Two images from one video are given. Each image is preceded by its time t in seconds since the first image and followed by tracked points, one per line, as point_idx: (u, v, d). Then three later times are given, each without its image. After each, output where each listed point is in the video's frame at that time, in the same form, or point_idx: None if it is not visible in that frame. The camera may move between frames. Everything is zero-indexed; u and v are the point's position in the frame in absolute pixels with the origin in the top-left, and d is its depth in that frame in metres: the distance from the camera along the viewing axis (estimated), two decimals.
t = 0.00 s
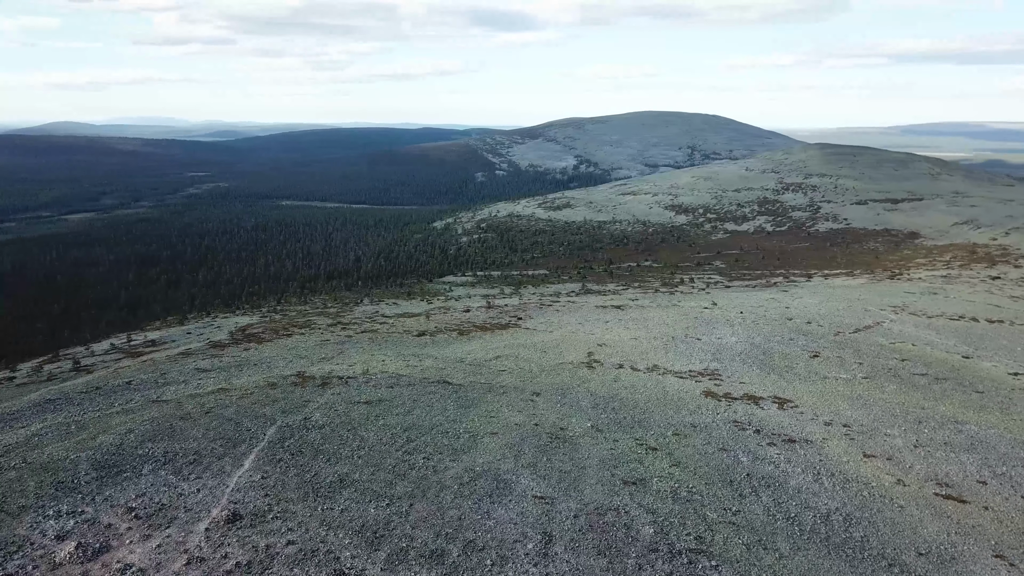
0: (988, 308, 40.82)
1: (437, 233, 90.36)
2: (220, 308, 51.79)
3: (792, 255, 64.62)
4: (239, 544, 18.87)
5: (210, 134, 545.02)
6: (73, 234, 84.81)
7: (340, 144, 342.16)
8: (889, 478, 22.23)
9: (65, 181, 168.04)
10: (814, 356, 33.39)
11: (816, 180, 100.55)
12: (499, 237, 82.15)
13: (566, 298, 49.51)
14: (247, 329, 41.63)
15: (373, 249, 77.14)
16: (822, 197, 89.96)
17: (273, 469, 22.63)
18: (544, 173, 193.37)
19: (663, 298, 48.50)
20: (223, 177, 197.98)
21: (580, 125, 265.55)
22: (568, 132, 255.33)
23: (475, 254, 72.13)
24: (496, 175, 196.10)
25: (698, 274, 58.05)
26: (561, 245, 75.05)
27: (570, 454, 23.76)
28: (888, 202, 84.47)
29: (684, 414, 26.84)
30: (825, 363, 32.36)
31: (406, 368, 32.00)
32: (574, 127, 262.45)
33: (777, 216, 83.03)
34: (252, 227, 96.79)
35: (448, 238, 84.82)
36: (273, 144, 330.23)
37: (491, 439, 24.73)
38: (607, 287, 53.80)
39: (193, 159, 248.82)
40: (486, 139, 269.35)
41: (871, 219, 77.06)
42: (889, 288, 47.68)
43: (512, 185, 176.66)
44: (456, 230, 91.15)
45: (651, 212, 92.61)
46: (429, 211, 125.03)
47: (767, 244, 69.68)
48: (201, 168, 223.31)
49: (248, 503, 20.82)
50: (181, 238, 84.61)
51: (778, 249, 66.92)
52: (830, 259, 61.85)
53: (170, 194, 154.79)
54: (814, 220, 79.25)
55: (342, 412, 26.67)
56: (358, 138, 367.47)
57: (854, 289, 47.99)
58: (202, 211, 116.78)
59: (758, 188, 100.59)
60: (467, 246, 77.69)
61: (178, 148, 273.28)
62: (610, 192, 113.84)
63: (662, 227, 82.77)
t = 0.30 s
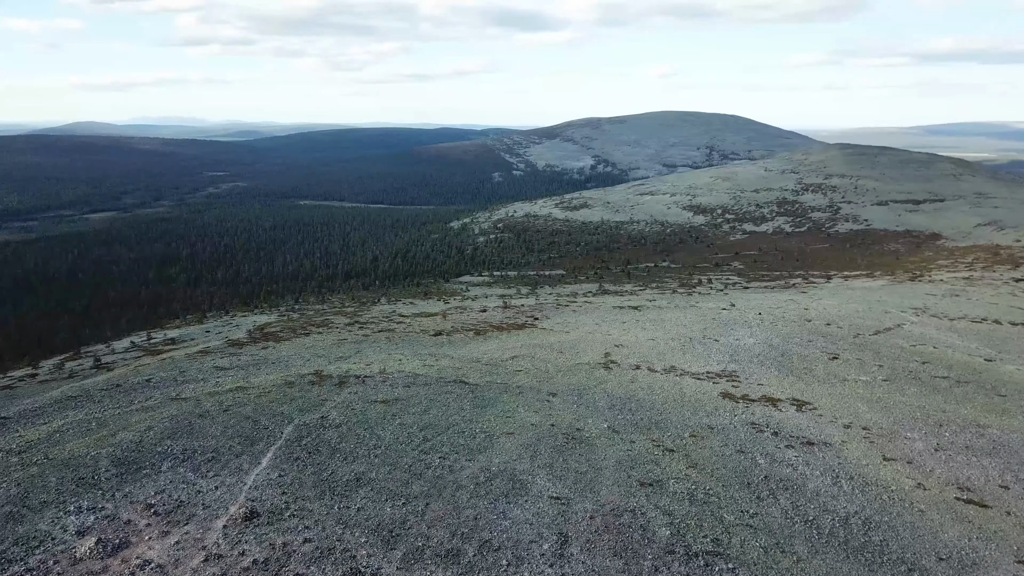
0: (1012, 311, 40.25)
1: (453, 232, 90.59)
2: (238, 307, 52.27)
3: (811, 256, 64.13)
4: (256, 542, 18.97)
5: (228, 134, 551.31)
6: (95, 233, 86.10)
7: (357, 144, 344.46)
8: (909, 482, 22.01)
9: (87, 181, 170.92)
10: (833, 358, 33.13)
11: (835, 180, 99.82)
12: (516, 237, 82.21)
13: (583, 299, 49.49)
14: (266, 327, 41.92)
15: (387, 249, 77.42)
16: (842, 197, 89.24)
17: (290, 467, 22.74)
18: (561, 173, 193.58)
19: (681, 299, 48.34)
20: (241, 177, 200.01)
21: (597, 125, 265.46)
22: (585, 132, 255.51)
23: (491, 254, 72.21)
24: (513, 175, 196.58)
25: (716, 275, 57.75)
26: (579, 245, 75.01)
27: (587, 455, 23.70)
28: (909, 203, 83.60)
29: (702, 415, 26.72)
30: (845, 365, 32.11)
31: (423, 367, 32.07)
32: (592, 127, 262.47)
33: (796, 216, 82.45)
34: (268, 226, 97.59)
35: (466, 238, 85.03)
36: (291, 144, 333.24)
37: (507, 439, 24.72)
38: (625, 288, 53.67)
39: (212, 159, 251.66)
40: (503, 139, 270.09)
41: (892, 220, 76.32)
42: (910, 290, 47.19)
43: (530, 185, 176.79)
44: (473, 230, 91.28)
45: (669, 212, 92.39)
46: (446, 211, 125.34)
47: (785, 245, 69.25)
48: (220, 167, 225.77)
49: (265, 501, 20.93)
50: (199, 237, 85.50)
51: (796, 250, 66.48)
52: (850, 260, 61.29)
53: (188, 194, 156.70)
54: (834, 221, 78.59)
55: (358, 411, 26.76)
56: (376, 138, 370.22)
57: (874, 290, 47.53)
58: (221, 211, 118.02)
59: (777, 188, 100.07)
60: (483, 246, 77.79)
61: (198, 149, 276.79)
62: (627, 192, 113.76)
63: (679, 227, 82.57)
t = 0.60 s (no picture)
0: None
1: (468, 232, 90.74)
2: (257, 306, 52.67)
3: (829, 257, 63.64)
4: (272, 540, 19.06)
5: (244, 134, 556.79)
6: (114, 231, 87.30)
7: (373, 144, 346.80)
8: (929, 486, 21.77)
9: (108, 181, 173.53)
10: (852, 360, 32.86)
11: (854, 181, 99.04)
12: (532, 237, 82.28)
13: (599, 299, 49.40)
14: (282, 326, 42.17)
15: (401, 249, 77.61)
16: (862, 198, 88.52)
17: (306, 466, 22.84)
18: (578, 173, 193.86)
19: (699, 300, 48.15)
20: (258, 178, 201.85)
21: (614, 125, 265.33)
22: (602, 132, 255.56)
23: (507, 254, 72.25)
24: (530, 175, 197.15)
25: (733, 276, 57.48)
26: (596, 245, 74.92)
27: (602, 456, 23.64)
28: (929, 204, 82.77)
29: (718, 417, 26.59)
30: (863, 367, 31.85)
31: (439, 367, 32.12)
32: (609, 127, 262.42)
33: (815, 217, 81.85)
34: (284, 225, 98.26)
35: (482, 238, 85.18)
36: (308, 145, 335.97)
37: (522, 440, 24.72)
38: (641, 288, 53.53)
39: (230, 159, 254.28)
40: (520, 139, 270.75)
41: (912, 221, 75.54)
42: (931, 292, 46.67)
43: (547, 185, 176.86)
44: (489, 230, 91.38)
45: (686, 212, 92.13)
46: (463, 211, 125.61)
47: (802, 246, 68.85)
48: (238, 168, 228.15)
49: (282, 499, 21.04)
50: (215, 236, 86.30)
51: (813, 252, 65.99)
52: (868, 261, 60.81)
53: (207, 194, 158.53)
54: (853, 222, 77.95)
55: (374, 410, 26.88)
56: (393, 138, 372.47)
57: (893, 292, 47.08)
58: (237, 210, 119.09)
59: (795, 189, 99.48)
60: (499, 246, 77.85)
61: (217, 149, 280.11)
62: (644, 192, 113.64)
63: (697, 228, 82.32)
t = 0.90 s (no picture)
0: None
1: (484, 232, 90.88)
2: (275, 304, 52.98)
3: (848, 258, 63.13)
4: (288, 538, 19.15)
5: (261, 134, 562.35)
6: (132, 231, 88.46)
7: (390, 144, 349.29)
8: (949, 490, 21.54)
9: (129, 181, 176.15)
10: (871, 362, 32.60)
11: (873, 182, 98.16)
12: (548, 237, 82.28)
13: (615, 299, 49.31)
14: (299, 325, 42.40)
15: (414, 249, 77.82)
16: (882, 199, 87.73)
17: (322, 464, 22.94)
18: (595, 172, 194.09)
19: (716, 300, 47.96)
20: (275, 179, 203.62)
21: (631, 125, 265.18)
22: (618, 131, 255.57)
23: (523, 254, 72.26)
24: (547, 175, 197.71)
25: (751, 277, 57.22)
26: (613, 245, 74.81)
27: (618, 458, 23.58)
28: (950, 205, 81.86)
29: (735, 419, 26.44)
30: (882, 369, 31.57)
31: (455, 367, 32.16)
32: (626, 127, 262.33)
33: (834, 218, 81.20)
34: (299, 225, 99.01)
35: (499, 238, 85.31)
36: (325, 146, 338.42)
37: (538, 440, 24.70)
38: (658, 289, 53.40)
39: (248, 159, 256.80)
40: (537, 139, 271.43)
41: (933, 222, 74.71)
42: (953, 294, 46.14)
43: (566, 185, 177.63)
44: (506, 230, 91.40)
45: (703, 213, 91.85)
46: (480, 211, 125.86)
47: (820, 247, 68.38)
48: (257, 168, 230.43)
49: (298, 497, 21.13)
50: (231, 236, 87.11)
51: (832, 253, 65.48)
52: (886, 263, 60.29)
53: (226, 194, 160.47)
54: (873, 223, 77.28)
55: (390, 409, 26.96)
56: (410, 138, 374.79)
57: (914, 294, 46.60)
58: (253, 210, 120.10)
59: (813, 189, 98.83)
60: (516, 246, 77.87)
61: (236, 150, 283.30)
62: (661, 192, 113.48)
63: (714, 228, 82.04)
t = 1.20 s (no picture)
0: None
1: (501, 232, 90.99)
2: (294, 304, 53.26)
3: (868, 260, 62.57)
4: (306, 536, 19.25)
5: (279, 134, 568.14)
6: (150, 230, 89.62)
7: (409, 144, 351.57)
8: (970, 495, 21.27)
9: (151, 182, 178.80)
10: (891, 364, 32.33)
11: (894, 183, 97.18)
12: (566, 237, 82.29)
13: (631, 300, 49.21)
14: (317, 324, 42.66)
15: (427, 249, 77.97)
16: (904, 200, 86.88)
17: (339, 463, 23.03)
18: (613, 173, 194.35)
19: (734, 302, 47.73)
20: (293, 179, 205.64)
21: (648, 125, 265.01)
22: (636, 132, 255.46)
23: (541, 255, 72.22)
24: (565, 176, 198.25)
25: (770, 278, 56.93)
26: (631, 246, 74.68)
27: (635, 459, 23.52)
28: (973, 206, 80.84)
29: (753, 421, 26.30)
30: (902, 372, 31.31)
31: (471, 367, 32.19)
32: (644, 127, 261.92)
33: (854, 219, 80.50)
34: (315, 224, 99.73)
35: (516, 238, 85.39)
36: (343, 146, 340.97)
37: (554, 441, 24.66)
38: (675, 290, 53.24)
39: (266, 159, 259.34)
40: (554, 139, 272.03)
41: (956, 224, 73.77)
42: (977, 296, 45.54)
43: (583, 186, 177.11)
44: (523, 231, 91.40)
45: (722, 213, 91.50)
46: (499, 211, 126.11)
47: (840, 248, 67.87)
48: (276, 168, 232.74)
49: (315, 495, 21.24)
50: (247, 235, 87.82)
51: (852, 254, 64.90)
52: (907, 264, 59.72)
53: (245, 194, 162.31)
54: (893, 224, 76.55)
55: (407, 408, 27.06)
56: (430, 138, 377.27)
57: (935, 296, 46.06)
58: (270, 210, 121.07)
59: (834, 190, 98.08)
60: (533, 246, 77.87)
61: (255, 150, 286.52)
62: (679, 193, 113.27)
63: (733, 228, 81.73)
